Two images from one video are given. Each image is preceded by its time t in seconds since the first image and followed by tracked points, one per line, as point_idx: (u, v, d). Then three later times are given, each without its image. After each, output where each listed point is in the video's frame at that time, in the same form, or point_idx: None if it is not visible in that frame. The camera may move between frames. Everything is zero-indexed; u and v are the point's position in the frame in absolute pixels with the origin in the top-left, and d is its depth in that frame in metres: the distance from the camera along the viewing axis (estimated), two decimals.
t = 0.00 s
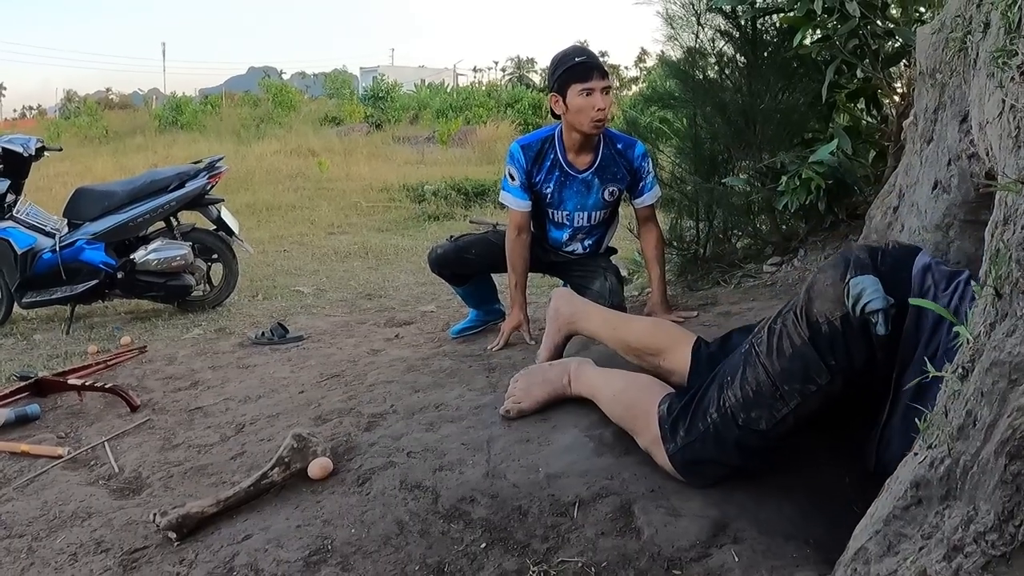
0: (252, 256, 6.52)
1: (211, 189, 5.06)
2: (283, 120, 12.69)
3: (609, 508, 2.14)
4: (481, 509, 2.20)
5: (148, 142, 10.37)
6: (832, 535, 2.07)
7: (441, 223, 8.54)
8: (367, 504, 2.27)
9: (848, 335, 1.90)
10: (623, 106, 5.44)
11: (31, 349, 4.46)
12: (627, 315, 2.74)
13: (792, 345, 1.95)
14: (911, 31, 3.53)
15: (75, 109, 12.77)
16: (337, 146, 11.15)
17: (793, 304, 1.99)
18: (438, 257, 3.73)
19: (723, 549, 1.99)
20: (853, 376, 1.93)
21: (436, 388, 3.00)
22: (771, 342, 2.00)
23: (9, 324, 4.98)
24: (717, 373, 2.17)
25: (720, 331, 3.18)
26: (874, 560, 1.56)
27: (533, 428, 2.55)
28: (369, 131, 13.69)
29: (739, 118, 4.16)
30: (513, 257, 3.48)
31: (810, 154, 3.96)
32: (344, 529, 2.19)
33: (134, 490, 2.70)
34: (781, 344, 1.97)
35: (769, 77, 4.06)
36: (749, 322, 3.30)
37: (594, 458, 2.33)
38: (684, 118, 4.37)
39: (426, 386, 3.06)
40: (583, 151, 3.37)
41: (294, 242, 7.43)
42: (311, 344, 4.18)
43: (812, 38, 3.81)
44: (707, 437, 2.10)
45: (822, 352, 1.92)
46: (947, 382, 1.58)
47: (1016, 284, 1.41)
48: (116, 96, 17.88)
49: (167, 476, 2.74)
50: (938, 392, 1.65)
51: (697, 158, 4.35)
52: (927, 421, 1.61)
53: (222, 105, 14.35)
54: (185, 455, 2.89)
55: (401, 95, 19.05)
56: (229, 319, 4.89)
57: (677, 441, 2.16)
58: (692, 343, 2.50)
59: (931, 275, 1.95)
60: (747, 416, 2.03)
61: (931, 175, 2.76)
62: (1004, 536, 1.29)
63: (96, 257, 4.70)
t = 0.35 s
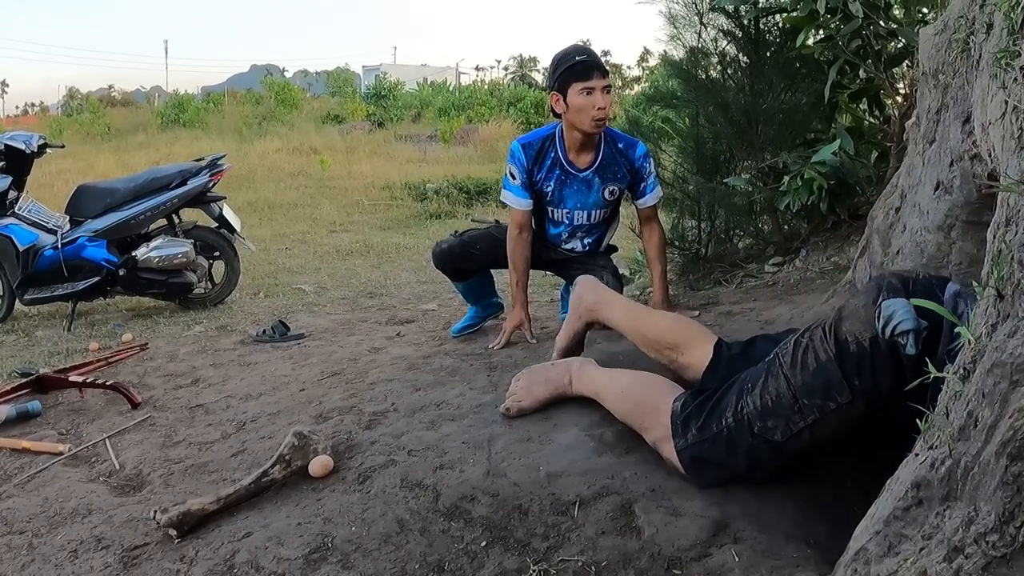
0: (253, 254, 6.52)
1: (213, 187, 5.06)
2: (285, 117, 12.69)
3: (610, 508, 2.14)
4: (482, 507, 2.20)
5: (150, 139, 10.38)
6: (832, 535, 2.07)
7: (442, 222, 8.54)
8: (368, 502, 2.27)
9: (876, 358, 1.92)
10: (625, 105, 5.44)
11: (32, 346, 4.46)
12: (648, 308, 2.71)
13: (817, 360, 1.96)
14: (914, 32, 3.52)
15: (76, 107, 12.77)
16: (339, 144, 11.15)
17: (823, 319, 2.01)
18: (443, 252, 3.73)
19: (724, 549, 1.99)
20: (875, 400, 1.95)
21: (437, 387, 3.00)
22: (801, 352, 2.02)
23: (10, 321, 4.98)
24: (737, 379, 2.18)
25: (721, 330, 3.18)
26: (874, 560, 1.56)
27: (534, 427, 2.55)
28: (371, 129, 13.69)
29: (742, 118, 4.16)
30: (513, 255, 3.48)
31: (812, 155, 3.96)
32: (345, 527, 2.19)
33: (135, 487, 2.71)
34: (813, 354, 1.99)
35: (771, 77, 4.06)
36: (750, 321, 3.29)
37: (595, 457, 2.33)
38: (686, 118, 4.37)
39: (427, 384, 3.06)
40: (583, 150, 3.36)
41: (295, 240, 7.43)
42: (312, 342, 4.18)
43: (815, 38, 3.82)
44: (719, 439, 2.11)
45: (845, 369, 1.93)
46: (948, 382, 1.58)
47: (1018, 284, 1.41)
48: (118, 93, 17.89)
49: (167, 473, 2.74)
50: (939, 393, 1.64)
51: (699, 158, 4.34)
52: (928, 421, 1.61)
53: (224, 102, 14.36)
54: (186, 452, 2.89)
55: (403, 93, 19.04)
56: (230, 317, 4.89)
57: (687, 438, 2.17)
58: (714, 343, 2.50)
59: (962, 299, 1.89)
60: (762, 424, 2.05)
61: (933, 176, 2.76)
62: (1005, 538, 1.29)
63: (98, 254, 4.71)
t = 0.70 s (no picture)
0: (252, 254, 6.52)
1: (212, 187, 5.07)
2: (285, 117, 12.69)
3: (609, 509, 2.14)
4: (481, 508, 2.20)
5: (149, 138, 10.37)
6: (831, 536, 2.07)
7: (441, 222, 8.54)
8: (366, 503, 2.27)
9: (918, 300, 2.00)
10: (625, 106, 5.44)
11: (31, 346, 4.46)
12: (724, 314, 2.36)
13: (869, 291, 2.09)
14: (913, 34, 3.52)
15: (76, 106, 12.77)
16: (339, 144, 11.15)
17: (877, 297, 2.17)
18: (437, 237, 3.60)
19: (722, 550, 1.99)
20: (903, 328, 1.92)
21: (436, 387, 3.00)
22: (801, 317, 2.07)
23: (9, 320, 4.98)
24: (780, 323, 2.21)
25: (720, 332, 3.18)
26: (872, 562, 1.56)
27: (533, 427, 2.55)
28: (371, 130, 13.69)
29: (741, 119, 4.16)
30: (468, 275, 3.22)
31: (812, 156, 3.96)
32: (343, 528, 2.19)
33: (134, 487, 2.70)
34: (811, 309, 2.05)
35: (771, 78, 4.06)
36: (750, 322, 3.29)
37: (594, 458, 2.34)
38: (685, 119, 4.37)
39: (426, 384, 3.06)
40: (554, 166, 3.34)
41: (294, 240, 7.43)
42: (311, 342, 4.18)
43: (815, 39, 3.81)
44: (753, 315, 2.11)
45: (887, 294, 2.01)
46: (947, 384, 1.58)
47: (1017, 286, 1.41)
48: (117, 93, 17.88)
49: (166, 473, 2.74)
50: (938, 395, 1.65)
51: (699, 159, 4.34)
52: (927, 423, 1.61)
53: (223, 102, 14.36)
54: (185, 452, 2.89)
55: (403, 93, 19.04)
56: (229, 317, 4.90)
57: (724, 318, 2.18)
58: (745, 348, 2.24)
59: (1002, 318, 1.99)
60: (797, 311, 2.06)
61: (932, 177, 2.76)
62: (1003, 539, 1.29)
63: (97, 253, 4.71)
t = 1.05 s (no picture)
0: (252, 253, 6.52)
1: (211, 185, 5.06)
2: (284, 117, 12.69)
3: (607, 509, 2.14)
4: (480, 507, 2.20)
5: (149, 138, 10.37)
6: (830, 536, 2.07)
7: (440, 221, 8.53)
8: (365, 501, 2.27)
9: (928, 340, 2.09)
10: (625, 106, 5.44)
11: (30, 344, 4.46)
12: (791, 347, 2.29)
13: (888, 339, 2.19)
14: (913, 34, 3.51)
15: (75, 105, 12.76)
16: (338, 144, 11.15)
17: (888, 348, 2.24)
18: (402, 267, 3.52)
19: (721, 549, 1.99)
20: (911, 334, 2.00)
21: (435, 386, 3.00)
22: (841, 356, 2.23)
23: (9, 319, 4.98)
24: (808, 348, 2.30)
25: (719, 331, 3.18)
26: (871, 561, 1.56)
27: (532, 427, 2.55)
28: (370, 129, 13.69)
29: (740, 118, 4.17)
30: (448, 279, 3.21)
31: (811, 156, 3.96)
32: (342, 526, 2.19)
33: (133, 486, 2.70)
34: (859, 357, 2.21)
35: (770, 78, 4.06)
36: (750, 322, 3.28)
37: (593, 457, 2.34)
38: (685, 118, 4.37)
39: (425, 383, 3.06)
40: (513, 152, 3.20)
41: (293, 239, 7.43)
42: (310, 341, 4.18)
43: (815, 39, 3.81)
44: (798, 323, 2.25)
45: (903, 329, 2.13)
46: (946, 384, 1.58)
47: (1016, 285, 1.41)
48: (116, 92, 17.87)
49: (166, 471, 2.74)
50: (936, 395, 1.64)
51: (698, 159, 4.34)
52: (926, 422, 1.61)
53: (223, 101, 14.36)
54: (184, 451, 2.89)
55: (402, 92, 19.03)
56: (228, 316, 4.89)
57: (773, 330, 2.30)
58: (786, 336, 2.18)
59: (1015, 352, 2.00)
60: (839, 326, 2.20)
61: (931, 177, 2.76)
62: (1002, 539, 1.29)
63: (96, 252, 4.71)
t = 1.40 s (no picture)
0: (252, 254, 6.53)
1: (211, 186, 5.06)
2: (284, 117, 12.69)
3: (608, 509, 2.13)
4: (480, 507, 2.19)
5: (149, 139, 10.38)
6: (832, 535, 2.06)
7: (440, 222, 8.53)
8: (366, 502, 2.27)
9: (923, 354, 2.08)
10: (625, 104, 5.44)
11: (31, 346, 4.46)
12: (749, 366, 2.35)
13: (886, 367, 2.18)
14: (912, 32, 3.50)
15: (74, 106, 12.76)
16: (338, 144, 11.15)
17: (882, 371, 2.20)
18: (398, 279, 3.51)
19: (722, 549, 1.99)
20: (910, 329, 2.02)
21: (435, 387, 3.00)
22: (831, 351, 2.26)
23: (9, 321, 4.98)
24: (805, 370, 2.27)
25: (719, 330, 3.18)
26: (873, 560, 1.56)
27: (533, 427, 2.55)
28: (370, 129, 13.69)
29: (740, 117, 4.17)
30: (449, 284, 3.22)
31: (811, 154, 3.97)
32: (343, 527, 2.19)
33: (134, 487, 2.70)
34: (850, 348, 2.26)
35: (770, 77, 4.06)
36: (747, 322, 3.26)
37: (594, 457, 2.33)
38: (685, 117, 4.37)
39: (425, 384, 3.06)
40: (513, 163, 3.20)
41: (294, 240, 7.43)
42: (311, 341, 4.18)
43: (814, 38, 3.83)
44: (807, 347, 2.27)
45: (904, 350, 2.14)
46: (947, 382, 1.58)
47: (1017, 284, 1.41)
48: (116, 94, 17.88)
49: (166, 473, 2.74)
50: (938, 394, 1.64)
51: (698, 159, 4.34)
52: (927, 421, 1.61)
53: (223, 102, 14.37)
54: (185, 452, 2.89)
55: (402, 92, 19.03)
56: (229, 317, 4.89)
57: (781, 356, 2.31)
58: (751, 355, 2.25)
59: None
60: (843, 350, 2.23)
61: (931, 175, 2.76)
62: (1003, 537, 1.29)
63: (96, 254, 4.71)
